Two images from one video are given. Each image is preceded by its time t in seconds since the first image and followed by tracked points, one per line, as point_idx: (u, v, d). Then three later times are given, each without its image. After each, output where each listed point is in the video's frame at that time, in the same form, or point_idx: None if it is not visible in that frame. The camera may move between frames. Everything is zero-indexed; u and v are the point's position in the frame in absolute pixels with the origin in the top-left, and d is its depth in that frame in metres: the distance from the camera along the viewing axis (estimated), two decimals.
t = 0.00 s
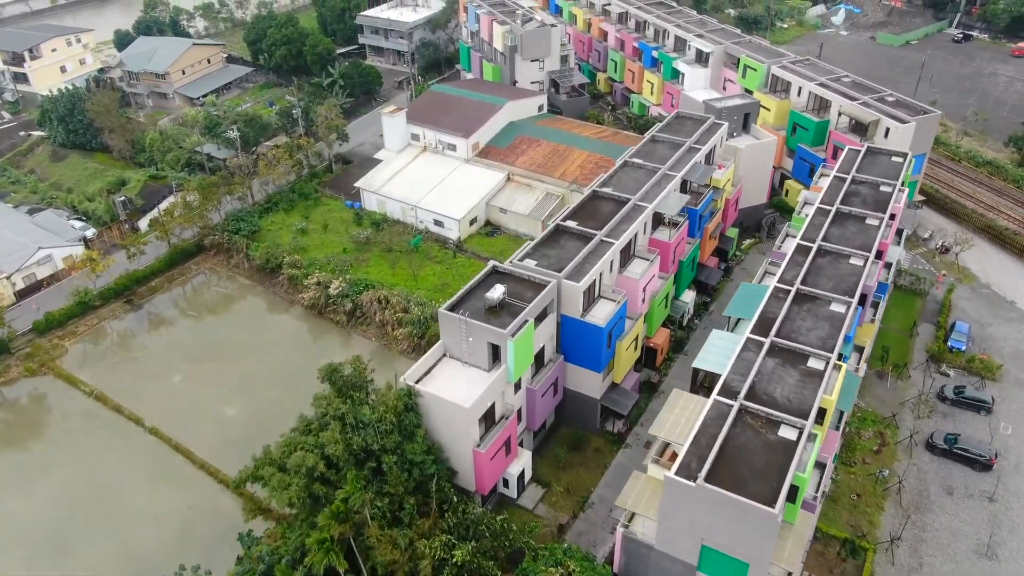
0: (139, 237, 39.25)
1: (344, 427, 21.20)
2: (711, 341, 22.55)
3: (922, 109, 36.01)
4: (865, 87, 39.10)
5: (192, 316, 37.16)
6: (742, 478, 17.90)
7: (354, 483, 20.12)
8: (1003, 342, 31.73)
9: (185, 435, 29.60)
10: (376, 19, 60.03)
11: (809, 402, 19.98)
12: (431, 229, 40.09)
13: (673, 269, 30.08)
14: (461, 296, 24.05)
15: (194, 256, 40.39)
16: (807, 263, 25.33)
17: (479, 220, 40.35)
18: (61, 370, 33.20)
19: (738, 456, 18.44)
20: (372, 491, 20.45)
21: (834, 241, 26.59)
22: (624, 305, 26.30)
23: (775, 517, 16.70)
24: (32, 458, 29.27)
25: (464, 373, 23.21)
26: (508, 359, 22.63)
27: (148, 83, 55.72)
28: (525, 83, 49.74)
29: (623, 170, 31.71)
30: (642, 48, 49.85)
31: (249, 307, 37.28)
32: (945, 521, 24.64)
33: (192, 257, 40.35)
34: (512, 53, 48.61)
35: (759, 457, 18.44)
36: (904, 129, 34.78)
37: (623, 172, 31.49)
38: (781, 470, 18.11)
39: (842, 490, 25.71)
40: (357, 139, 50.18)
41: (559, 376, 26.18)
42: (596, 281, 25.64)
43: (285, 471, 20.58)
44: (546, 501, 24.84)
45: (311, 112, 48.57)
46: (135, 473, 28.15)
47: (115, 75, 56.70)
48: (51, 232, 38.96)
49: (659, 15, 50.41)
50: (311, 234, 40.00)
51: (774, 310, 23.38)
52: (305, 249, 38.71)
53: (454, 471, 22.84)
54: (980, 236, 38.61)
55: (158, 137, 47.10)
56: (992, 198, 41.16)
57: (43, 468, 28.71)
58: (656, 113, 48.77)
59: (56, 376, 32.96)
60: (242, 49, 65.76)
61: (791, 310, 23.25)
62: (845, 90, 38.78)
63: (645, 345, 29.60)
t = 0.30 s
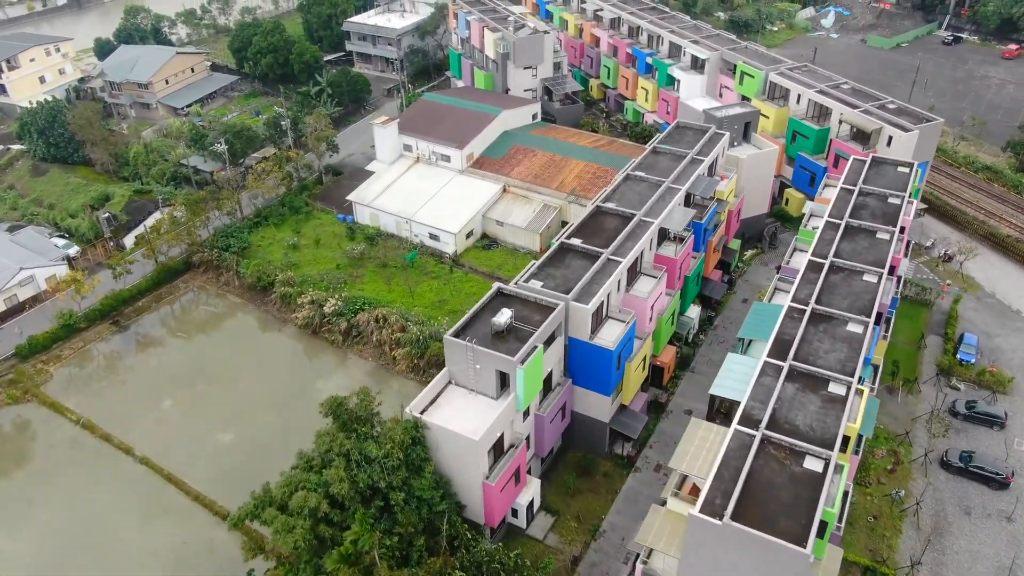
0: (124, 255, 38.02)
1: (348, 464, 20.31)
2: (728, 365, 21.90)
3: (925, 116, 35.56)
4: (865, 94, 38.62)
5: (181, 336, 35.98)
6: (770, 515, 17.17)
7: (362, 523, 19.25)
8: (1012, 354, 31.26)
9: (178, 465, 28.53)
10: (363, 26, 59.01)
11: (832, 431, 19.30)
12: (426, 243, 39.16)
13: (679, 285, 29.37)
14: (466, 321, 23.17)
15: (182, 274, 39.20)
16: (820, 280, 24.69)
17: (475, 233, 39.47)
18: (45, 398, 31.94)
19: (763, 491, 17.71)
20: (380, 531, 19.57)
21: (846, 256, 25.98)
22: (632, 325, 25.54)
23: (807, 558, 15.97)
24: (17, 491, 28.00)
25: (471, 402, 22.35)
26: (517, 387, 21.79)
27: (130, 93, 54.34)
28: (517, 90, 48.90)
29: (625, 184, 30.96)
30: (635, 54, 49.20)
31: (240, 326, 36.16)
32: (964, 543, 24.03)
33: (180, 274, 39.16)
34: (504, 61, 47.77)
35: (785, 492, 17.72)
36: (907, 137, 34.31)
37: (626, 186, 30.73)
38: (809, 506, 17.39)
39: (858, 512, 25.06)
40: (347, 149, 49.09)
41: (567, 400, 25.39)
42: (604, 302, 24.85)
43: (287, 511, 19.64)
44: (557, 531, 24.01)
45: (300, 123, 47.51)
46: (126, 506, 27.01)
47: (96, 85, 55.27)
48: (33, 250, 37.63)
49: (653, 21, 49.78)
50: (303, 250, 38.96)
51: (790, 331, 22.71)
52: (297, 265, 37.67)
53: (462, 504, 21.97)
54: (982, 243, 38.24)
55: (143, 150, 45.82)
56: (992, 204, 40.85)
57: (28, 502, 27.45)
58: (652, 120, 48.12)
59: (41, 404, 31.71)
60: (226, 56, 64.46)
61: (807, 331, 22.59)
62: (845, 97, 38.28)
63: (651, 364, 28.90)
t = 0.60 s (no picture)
0: (110, 275, 36.79)
1: (354, 504, 19.47)
2: (748, 390, 21.19)
3: (927, 123, 35.11)
4: (865, 100, 38.15)
5: (171, 357, 34.82)
6: (800, 554, 16.46)
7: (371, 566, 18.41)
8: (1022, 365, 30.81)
9: (171, 496, 27.42)
10: (350, 32, 57.96)
11: (859, 459, 18.63)
12: (422, 257, 38.23)
13: (686, 301, 28.65)
14: (473, 348, 22.30)
15: (170, 292, 38.02)
16: (835, 297, 24.08)
17: (472, 246, 38.59)
18: (30, 426, 30.71)
19: (792, 527, 17.00)
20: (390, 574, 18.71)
21: (859, 271, 25.39)
22: (643, 346, 24.78)
23: None
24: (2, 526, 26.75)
25: (481, 432, 21.48)
26: (529, 416, 20.94)
27: (112, 103, 52.95)
28: (510, 98, 48.06)
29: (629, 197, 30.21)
30: (629, 60, 48.55)
31: (231, 346, 35.03)
32: (986, 566, 23.43)
33: (168, 293, 37.96)
34: (497, 68, 46.95)
35: (815, 528, 17.02)
36: (911, 145, 33.83)
37: (630, 199, 29.98)
38: (841, 542, 16.69)
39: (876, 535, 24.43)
40: (337, 159, 48.00)
41: (577, 425, 24.58)
42: (613, 323, 24.07)
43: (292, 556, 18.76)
44: (570, 562, 23.20)
45: (288, 134, 46.43)
46: (118, 541, 25.88)
47: (76, 96, 53.82)
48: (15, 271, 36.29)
49: (646, 27, 49.13)
50: (295, 266, 37.93)
51: (807, 352, 22.05)
52: (289, 282, 36.68)
53: (473, 540, 21.09)
54: (985, 250, 37.90)
55: (127, 163, 44.54)
56: (993, 210, 40.54)
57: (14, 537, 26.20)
58: (647, 127, 47.45)
59: (26, 432, 30.47)
60: (210, 64, 63.13)
61: (825, 352, 21.93)
62: (845, 104, 37.77)
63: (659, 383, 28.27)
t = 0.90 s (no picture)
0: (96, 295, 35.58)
1: (363, 544, 18.68)
2: (763, 416, 20.60)
3: (930, 131, 34.68)
4: (866, 107, 37.70)
5: (161, 380, 33.66)
6: None
7: None
8: None
9: (165, 528, 26.35)
10: (338, 39, 56.93)
11: (887, 489, 17.99)
12: (418, 272, 37.33)
13: (694, 318, 27.95)
14: (482, 375, 21.48)
15: (158, 311, 36.83)
16: (851, 315, 23.47)
17: (469, 259, 37.73)
18: (15, 456, 29.50)
19: (824, 564, 16.32)
20: None
21: (873, 287, 24.82)
22: (654, 368, 24.04)
23: None
24: None
25: (492, 463, 20.69)
26: (542, 447, 20.16)
27: (94, 114, 51.58)
28: (504, 107, 47.24)
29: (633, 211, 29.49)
30: (624, 66, 47.90)
31: (222, 367, 33.92)
32: None
33: (157, 312, 36.79)
34: (489, 76, 46.13)
35: (848, 564, 16.34)
36: (915, 153, 33.37)
37: (634, 213, 29.25)
38: None
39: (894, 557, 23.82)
40: (327, 170, 46.94)
41: (588, 450, 23.81)
42: (624, 345, 23.32)
43: None
44: None
45: (277, 145, 45.36)
46: None
47: (56, 107, 52.37)
48: None
49: (640, 32, 48.49)
50: (288, 282, 36.91)
51: (826, 374, 21.41)
52: (282, 299, 35.68)
53: None
54: (988, 257, 37.54)
55: (111, 177, 43.29)
56: (994, 216, 40.25)
57: None
58: (642, 134, 46.97)
59: (10, 463, 29.25)
60: (193, 72, 61.81)
61: (845, 374, 21.30)
62: (846, 111, 37.29)
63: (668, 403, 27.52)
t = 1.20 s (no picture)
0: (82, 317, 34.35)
1: None
2: (786, 443, 19.79)
3: (933, 138, 34.26)
4: (866, 114, 37.25)
5: (151, 404, 32.49)
6: None
7: None
8: None
9: (158, 565, 25.25)
10: (324, 47, 55.87)
11: (918, 520, 17.38)
12: (414, 287, 36.41)
13: (703, 335, 27.23)
14: (493, 404, 20.66)
15: (146, 332, 35.60)
16: (868, 333, 22.87)
17: (466, 274, 36.86)
18: None
19: None
20: None
21: (888, 303, 24.24)
22: (667, 391, 23.30)
23: None
24: None
25: (505, 497, 19.91)
26: (557, 480, 19.39)
27: (74, 126, 50.18)
28: (496, 115, 46.43)
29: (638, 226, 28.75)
30: (617, 73, 47.25)
31: (214, 390, 32.81)
32: None
33: (145, 333, 35.58)
34: (482, 84, 45.33)
35: None
36: (918, 162, 32.91)
37: (640, 228, 28.51)
38: None
39: None
40: (317, 181, 45.90)
41: (600, 477, 23.04)
42: (636, 368, 22.55)
43: None
44: None
45: (266, 157, 44.25)
46: None
47: (35, 119, 50.90)
48: None
49: (634, 38, 47.83)
50: (280, 300, 35.88)
51: (847, 397, 20.78)
52: (275, 318, 34.64)
53: None
54: (990, 264, 37.19)
55: (94, 193, 42.01)
56: (994, 222, 39.94)
57: None
58: (637, 142, 46.41)
59: None
60: (176, 81, 60.44)
61: (866, 397, 20.68)
62: (847, 118, 36.80)
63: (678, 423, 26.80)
